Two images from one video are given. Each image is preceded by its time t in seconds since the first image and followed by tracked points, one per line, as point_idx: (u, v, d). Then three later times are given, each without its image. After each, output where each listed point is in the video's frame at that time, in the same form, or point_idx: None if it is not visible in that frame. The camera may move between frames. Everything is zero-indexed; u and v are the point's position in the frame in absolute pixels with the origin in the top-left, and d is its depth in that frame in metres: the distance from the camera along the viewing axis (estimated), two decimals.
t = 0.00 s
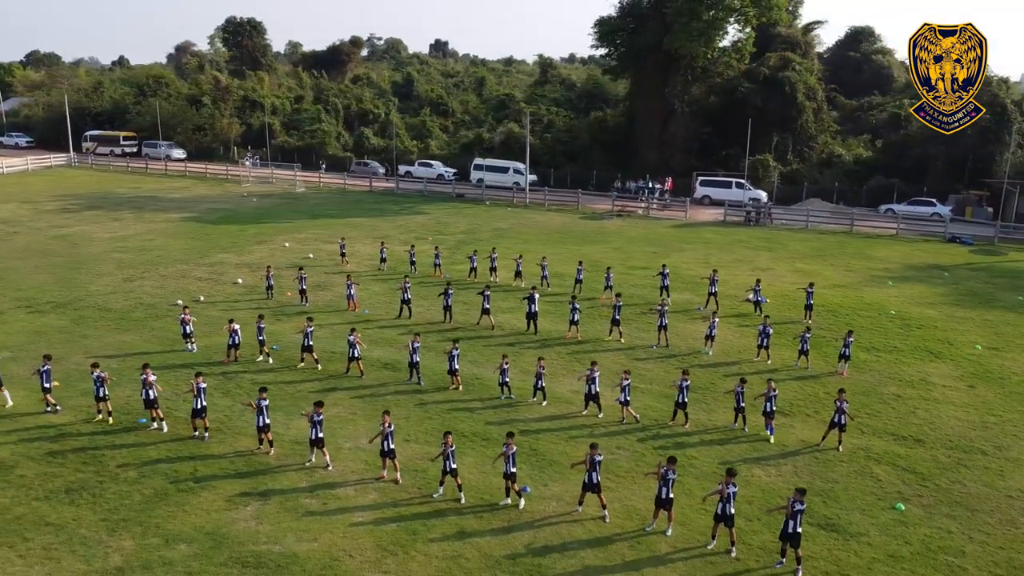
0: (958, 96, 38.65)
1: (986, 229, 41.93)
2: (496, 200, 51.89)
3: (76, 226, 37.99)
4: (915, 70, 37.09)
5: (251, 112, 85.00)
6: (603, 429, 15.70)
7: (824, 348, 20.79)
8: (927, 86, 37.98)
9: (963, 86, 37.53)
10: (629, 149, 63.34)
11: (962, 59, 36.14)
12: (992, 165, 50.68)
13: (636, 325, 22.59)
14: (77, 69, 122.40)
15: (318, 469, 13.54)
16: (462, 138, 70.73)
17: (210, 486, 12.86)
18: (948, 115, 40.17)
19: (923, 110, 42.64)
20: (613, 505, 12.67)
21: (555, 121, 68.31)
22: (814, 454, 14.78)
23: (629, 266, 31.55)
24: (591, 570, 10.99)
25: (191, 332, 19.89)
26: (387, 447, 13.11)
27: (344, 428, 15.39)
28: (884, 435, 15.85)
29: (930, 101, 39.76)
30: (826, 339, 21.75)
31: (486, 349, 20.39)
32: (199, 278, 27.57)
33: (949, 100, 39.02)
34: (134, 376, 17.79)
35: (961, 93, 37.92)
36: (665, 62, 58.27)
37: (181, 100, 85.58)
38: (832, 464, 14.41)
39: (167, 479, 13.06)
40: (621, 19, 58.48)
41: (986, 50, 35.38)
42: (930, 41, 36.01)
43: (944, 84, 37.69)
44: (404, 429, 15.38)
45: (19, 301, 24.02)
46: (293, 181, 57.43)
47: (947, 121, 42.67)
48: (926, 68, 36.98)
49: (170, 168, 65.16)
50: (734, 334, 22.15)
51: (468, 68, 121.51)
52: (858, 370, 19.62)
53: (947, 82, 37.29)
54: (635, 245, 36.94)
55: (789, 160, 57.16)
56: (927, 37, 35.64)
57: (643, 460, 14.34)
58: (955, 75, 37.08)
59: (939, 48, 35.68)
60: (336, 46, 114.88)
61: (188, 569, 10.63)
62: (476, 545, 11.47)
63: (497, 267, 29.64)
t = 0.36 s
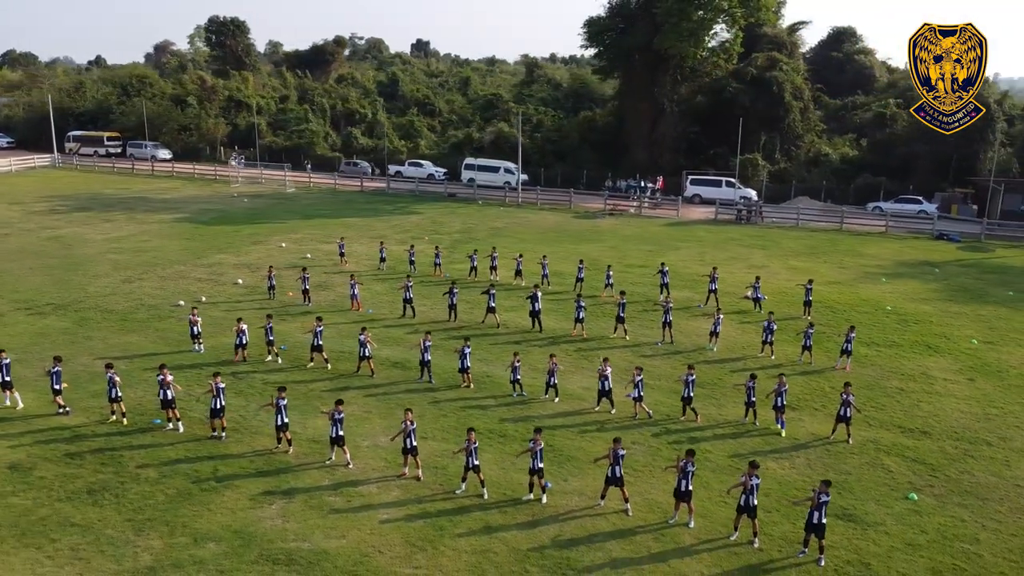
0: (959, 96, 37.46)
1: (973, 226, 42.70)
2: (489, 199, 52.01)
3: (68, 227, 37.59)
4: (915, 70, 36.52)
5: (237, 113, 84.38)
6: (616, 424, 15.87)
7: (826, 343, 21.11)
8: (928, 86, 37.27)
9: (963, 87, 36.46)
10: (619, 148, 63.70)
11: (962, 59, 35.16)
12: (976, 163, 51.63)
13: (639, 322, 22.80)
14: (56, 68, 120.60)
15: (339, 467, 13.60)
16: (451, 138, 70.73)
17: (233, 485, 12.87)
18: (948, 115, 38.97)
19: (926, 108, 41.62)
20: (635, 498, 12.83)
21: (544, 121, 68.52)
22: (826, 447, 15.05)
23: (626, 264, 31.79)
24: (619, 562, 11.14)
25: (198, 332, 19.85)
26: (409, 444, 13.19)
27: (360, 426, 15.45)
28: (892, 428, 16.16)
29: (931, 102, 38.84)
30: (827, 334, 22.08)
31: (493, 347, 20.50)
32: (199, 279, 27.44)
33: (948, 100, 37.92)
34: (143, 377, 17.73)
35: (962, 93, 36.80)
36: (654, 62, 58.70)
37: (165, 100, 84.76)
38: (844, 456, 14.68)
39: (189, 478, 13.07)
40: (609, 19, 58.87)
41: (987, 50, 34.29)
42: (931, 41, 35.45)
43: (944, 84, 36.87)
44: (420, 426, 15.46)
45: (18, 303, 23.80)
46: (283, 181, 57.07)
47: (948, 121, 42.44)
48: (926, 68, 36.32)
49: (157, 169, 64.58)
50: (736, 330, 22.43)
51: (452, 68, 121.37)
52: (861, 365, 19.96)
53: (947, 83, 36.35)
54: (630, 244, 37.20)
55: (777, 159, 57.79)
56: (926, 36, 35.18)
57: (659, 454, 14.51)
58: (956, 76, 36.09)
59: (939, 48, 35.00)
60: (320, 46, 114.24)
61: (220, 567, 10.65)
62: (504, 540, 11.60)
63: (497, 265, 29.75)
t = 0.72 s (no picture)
0: (961, 97, 35.05)
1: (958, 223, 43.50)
2: (479, 198, 52.11)
3: (57, 229, 37.11)
4: (915, 70, 34.53)
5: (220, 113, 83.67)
6: (631, 419, 16.06)
7: (828, 338, 21.46)
8: (927, 87, 35.18)
9: (964, 87, 34.12)
10: (607, 147, 64.07)
11: (962, 59, 32.89)
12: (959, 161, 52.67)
13: (643, 319, 23.01)
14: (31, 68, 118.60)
15: (362, 465, 13.65)
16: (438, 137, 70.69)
17: (258, 484, 12.89)
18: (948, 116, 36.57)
19: (928, 109, 38.81)
20: (658, 491, 13.03)
21: (531, 120, 68.71)
22: (838, 439, 15.33)
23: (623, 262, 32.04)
24: (648, 553, 11.31)
25: (206, 333, 19.76)
26: (433, 441, 13.32)
27: (378, 424, 15.50)
28: (899, 420, 16.49)
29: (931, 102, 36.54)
30: (828, 329, 22.44)
31: (501, 345, 20.61)
32: (198, 280, 27.27)
33: (948, 101, 35.49)
34: (153, 379, 17.63)
35: (963, 94, 34.53)
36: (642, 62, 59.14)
37: (147, 100, 83.79)
38: (856, 448, 14.98)
39: (213, 478, 13.06)
40: (597, 19, 59.20)
41: (987, 50, 32.05)
42: (931, 41, 33.34)
43: (944, 84, 34.49)
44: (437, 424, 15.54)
45: (16, 305, 23.52)
46: (271, 181, 56.67)
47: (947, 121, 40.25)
48: (926, 68, 34.28)
49: (142, 169, 63.86)
50: (739, 325, 22.72)
51: (435, 68, 121.16)
52: (863, 359, 20.34)
53: (947, 84, 34.23)
54: (625, 242, 37.48)
55: (763, 157, 58.44)
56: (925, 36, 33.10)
57: (676, 448, 14.71)
58: (956, 76, 33.80)
59: (938, 48, 32.95)
60: (302, 46, 113.49)
61: (254, 565, 10.69)
62: (534, 534, 11.72)
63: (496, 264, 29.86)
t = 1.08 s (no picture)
0: (961, 99, 34.72)
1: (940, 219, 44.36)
2: (468, 198, 52.19)
3: (43, 231, 36.54)
4: (916, 70, 34.75)
5: (200, 113, 82.77)
6: (643, 414, 16.28)
7: (827, 332, 21.83)
8: (927, 87, 35.24)
9: (964, 88, 33.83)
10: (593, 146, 64.44)
11: (962, 59, 32.91)
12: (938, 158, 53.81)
13: (644, 316, 23.24)
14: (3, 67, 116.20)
15: (383, 463, 13.71)
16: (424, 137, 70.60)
17: (281, 483, 12.90)
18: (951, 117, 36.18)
19: (925, 107, 38.90)
20: (677, 484, 13.23)
21: (517, 119, 68.91)
22: (847, 431, 15.65)
23: (617, 260, 32.29)
24: (675, 544, 11.50)
25: (212, 334, 19.66)
26: (454, 437, 13.43)
27: (394, 422, 15.54)
28: (905, 411, 16.84)
29: (932, 104, 36.28)
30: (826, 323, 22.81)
31: (507, 342, 20.72)
32: (194, 281, 27.07)
33: (948, 102, 35.32)
34: (160, 380, 17.47)
35: (963, 94, 34.26)
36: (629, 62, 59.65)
37: (125, 101, 82.66)
38: (865, 439, 15.30)
39: (234, 478, 13.04)
40: (583, 20, 59.59)
41: (987, 51, 32.05)
42: (931, 41, 33.47)
43: (944, 84, 34.36)
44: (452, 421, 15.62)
45: (12, 308, 23.17)
46: (257, 181, 56.23)
47: (949, 121, 38.74)
48: (926, 68, 34.40)
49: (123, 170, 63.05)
50: (739, 320, 23.03)
51: (414, 67, 120.75)
52: (862, 352, 20.75)
53: (947, 84, 34.18)
54: (617, 240, 37.75)
55: (747, 156, 59.15)
56: (924, 37, 33.42)
57: (690, 441, 14.94)
58: (956, 76, 33.62)
59: (938, 48, 33.05)
60: (280, 45, 112.51)
61: (287, 563, 10.72)
62: (561, 527, 11.87)
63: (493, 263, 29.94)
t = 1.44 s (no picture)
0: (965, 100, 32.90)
1: (921, 216, 45.25)
2: (457, 197, 52.23)
3: (29, 233, 35.98)
4: (915, 71, 33.32)
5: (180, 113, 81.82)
6: (654, 409, 16.50)
7: (825, 326, 22.25)
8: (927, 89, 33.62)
9: (966, 88, 32.30)
10: (579, 145, 64.86)
11: (962, 59, 31.90)
12: (918, 156, 54.90)
13: (645, 313, 23.48)
14: None
15: (403, 460, 13.79)
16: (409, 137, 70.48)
17: (304, 482, 12.92)
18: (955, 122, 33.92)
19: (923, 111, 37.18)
20: (696, 476, 13.45)
21: (502, 118, 69.04)
22: (853, 423, 15.99)
23: (611, 258, 32.56)
24: (699, 535, 11.72)
25: (218, 335, 19.57)
26: (475, 434, 13.54)
27: (410, 420, 15.62)
28: (908, 403, 17.22)
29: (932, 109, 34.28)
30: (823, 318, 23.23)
31: (513, 340, 20.86)
32: (191, 282, 26.86)
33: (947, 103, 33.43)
34: (170, 381, 17.36)
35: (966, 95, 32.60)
36: (614, 62, 60.06)
37: (103, 100, 81.48)
38: (872, 431, 15.64)
39: (256, 477, 13.04)
40: (568, 20, 59.89)
41: (988, 50, 31.11)
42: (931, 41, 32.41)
43: (944, 84, 32.80)
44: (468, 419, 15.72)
45: (7, 311, 22.85)
46: (242, 181, 55.71)
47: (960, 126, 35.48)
48: (926, 69, 33.07)
49: (104, 171, 62.18)
50: (738, 315, 23.36)
51: (394, 67, 120.25)
52: (861, 346, 21.17)
53: (948, 84, 32.73)
54: (609, 239, 38.03)
55: (731, 154, 59.82)
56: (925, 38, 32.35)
57: (704, 435, 15.19)
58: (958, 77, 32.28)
59: (939, 47, 32.04)
60: (258, 45, 111.45)
61: (321, 560, 10.78)
62: (586, 520, 12.03)
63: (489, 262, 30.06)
